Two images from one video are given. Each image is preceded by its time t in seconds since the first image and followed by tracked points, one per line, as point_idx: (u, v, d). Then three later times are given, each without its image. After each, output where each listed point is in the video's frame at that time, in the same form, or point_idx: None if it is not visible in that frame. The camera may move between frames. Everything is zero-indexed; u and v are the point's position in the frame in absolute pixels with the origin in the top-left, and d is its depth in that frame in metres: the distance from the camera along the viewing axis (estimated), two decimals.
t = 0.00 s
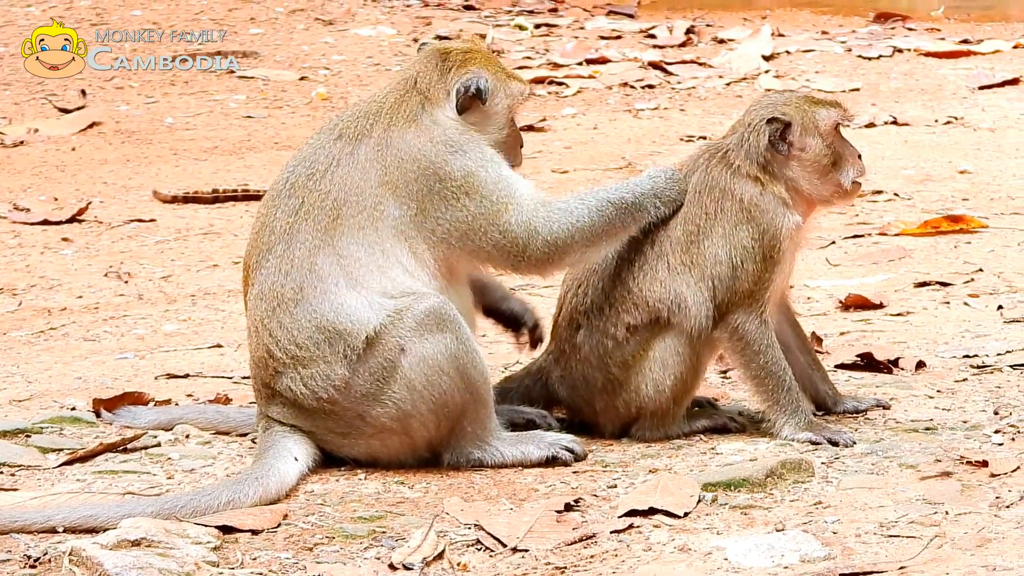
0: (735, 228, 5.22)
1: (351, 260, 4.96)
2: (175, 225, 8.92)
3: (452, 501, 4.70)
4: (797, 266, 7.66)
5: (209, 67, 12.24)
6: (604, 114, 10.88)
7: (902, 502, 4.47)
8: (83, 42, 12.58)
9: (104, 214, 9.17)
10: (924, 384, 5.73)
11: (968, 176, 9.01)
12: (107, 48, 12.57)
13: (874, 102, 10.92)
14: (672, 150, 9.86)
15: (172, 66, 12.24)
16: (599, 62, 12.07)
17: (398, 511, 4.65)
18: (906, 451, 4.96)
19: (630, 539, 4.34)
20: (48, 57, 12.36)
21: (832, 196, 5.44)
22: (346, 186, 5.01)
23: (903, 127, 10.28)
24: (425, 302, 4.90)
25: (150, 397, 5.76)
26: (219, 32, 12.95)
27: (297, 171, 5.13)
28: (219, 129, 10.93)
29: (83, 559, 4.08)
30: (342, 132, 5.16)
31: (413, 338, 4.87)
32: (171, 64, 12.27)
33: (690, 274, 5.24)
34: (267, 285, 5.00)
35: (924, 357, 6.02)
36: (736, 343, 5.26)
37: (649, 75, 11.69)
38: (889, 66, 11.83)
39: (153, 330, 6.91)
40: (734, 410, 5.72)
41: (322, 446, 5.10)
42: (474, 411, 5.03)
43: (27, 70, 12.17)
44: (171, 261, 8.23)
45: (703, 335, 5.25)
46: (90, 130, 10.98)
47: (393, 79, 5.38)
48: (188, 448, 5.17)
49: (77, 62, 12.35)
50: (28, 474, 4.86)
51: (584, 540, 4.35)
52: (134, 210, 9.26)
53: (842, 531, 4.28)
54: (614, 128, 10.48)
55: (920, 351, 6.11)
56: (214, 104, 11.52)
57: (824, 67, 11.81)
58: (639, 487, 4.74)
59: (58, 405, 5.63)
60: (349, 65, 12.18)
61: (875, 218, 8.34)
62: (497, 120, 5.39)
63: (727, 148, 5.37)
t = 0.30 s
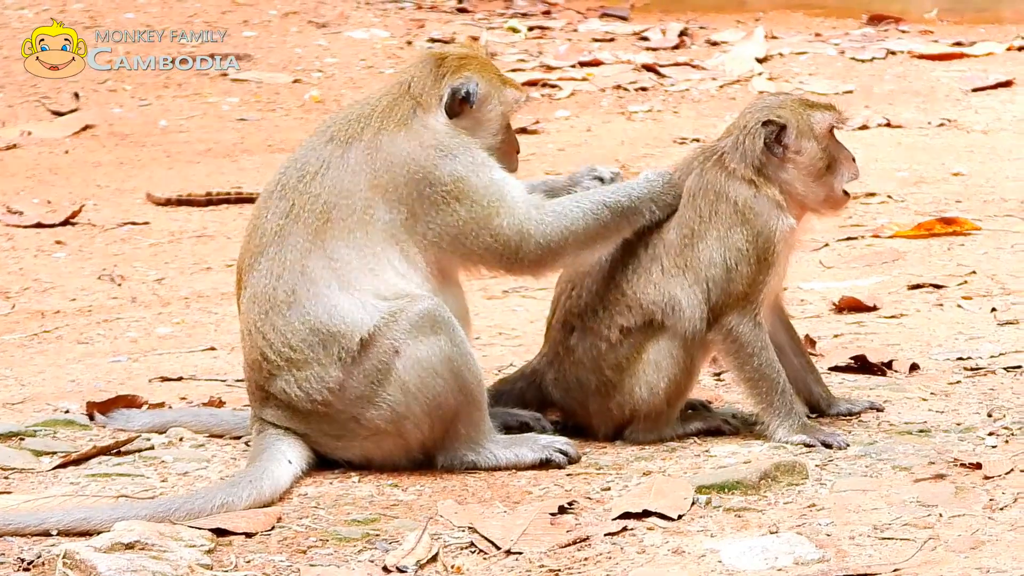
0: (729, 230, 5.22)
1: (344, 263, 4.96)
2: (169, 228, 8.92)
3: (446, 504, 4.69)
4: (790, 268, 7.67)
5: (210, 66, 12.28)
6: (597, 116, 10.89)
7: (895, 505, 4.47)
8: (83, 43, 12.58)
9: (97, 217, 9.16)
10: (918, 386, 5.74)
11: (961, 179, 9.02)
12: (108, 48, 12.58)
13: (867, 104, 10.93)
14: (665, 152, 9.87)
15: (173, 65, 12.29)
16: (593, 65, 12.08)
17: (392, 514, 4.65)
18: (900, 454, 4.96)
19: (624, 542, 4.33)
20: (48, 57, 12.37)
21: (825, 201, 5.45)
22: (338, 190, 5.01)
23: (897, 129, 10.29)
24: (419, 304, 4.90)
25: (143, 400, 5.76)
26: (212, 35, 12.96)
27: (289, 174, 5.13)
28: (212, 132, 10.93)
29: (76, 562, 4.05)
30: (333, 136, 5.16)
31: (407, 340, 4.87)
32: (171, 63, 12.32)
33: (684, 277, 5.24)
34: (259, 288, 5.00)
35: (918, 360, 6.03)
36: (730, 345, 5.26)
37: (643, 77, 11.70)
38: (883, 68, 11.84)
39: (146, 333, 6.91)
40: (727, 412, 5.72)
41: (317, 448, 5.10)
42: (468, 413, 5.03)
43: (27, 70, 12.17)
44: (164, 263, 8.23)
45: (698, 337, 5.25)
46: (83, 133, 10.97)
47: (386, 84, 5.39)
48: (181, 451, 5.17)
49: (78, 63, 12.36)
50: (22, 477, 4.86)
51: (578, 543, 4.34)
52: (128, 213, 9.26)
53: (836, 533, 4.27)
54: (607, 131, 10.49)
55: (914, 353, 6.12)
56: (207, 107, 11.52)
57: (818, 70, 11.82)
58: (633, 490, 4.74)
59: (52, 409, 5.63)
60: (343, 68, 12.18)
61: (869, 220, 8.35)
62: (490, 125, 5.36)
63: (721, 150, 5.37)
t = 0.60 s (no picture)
0: (724, 235, 5.23)
1: (338, 269, 4.96)
2: (164, 232, 8.92)
3: (441, 508, 4.69)
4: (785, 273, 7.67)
5: (210, 67, 12.37)
6: (592, 121, 10.90)
7: (890, 509, 4.47)
8: (83, 43, 12.58)
9: (92, 221, 9.16)
10: (913, 391, 5.74)
11: (957, 183, 9.02)
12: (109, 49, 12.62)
13: (862, 108, 10.95)
14: (660, 157, 9.88)
15: (173, 65, 12.38)
16: (588, 69, 12.10)
17: (387, 518, 4.64)
18: (895, 458, 4.96)
19: (619, 546, 4.33)
20: (48, 57, 12.37)
21: (819, 206, 5.46)
22: (332, 194, 5.01)
23: (892, 134, 10.30)
24: (414, 309, 4.91)
25: (138, 404, 5.77)
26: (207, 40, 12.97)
27: (284, 178, 5.13)
28: (207, 136, 10.93)
29: (71, 567, 4.06)
30: (328, 141, 5.16)
31: (402, 345, 4.87)
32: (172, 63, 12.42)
33: (679, 281, 5.25)
34: (254, 293, 5.01)
35: (913, 364, 6.04)
36: (725, 350, 5.27)
37: (637, 81, 11.71)
38: (878, 72, 11.85)
39: (141, 338, 6.91)
40: (722, 417, 5.73)
41: (311, 452, 5.10)
42: (463, 418, 5.03)
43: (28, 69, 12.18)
44: (159, 267, 8.23)
45: (692, 342, 5.25)
46: (78, 137, 10.97)
47: (383, 88, 5.38)
48: (176, 455, 5.18)
49: (77, 63, 12.38)
50: (17, 481, 4.86)
51: (573, 547, 4.34)
52: (123, 217, 9.26)
53: (831, 538, 4.26)
54: (602, 135, 10.50)
55: (908, 357, 6.13)
56: (202, 111, 11.52)
57: (813, 74, 11.84)
58: (628, 494, 4.73)
59: (47, 413, 5.64)
60: (338, 72, 12.19)
61: (863, 224, 8.36)
62: (485, 133, 5.36)
63: (717, 155, 5.38)
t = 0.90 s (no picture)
0: (720, 239, 5.23)
1: (331, 274, 4.96)
2: (159, 237, 8.92)
3: (437, 513, 4.68)
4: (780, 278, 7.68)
5: (210, 67, 12.53)
6: (587, 125, 10.90)
7: (886, 513, 4.46)
8: (83, 43, 12.78)
9: (87, 226, 9.16)
10: (908, 395, 5.75)
11: (952, 188, 9.03)
12: (107, 48, 12.78)
13: (857, 113, 10.96)
14: (655, 161, 9.89)
15: (173, 65, 12.49)
16: (583, 73, 12.12)
17: (382, 523, 4.63)
18: (890, 463, 4.96)
19: (614, 551, 4.32)
20: (48, 57, 12.53)
21: (818, 208, 5.48)
22: (325, 200, 5.02)
23: (887, 138, 10.31)
24: (409, 312, 4.91)
25: (134, 409, 5.77)
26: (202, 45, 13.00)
27: (277, 183, 5.14)
28: (202, 141, 10.94)
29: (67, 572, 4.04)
30: (321, 146, 5.17)
31: (397, 349, 4.88)
32: (172, 62, 12.54)
33: (674, 286, 5.25)
34: (247, 298, 5.01)
35: (908, 368, 6.05)
36: (720, 354, 5.27)
37: (633, 86, 11.72)
38: (873, 77, 11.86)
39: (137, 342, 6.92)
40: (718, 421, 5.73)
41: (307, 456, 5.10)
42: (458, 422, 5.04)
43: (27, 69, 12.30)
44: (154, 272, 8.24)
45: (688, 346, 5.26)
46: (74, 141, 10.97)
47: (375, 93, 5.40)
48: (171, 460, 5.18)
49: (77, 63, 12.53)
50: (12, 486, 4.86)
51: (568, 552, 4.33)
52: (118, 221, 9.26)
53: (827, 543, 4.26)
54: (598, 140, 10.51)
55: (904, 362, 6.14)
56: (198, 116, 11.52)
57: (808, 79, 11.85)
58: (623, 499, 4.73)
59: (42, 418, 5.64)
60: (333, 77, 12.20)
61: (859, 229, 8.38)
62: (478, 138, 5.33)
63: (714, 159, 5.38)
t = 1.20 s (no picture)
0: (718, 243, 5.23)
1: (322, 279, 4.96)
2: (155, 241, 8.93)
3: (432, 517, 4.67)
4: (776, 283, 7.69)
5: (210, 67, 12.62)
6: (584, 129, 10.91)
7: (881, 518, 4.46)
8: (84, 43, 13.00)
9: (83, 230, 9.16)
10: (904, 400, 5.76)
11: (947, 192, 9.04)
12: (106, 49, 12.96)
13: (853, 117, 10.97)
14: (651, 166, 9.90)
15: (173, 66, 12.59)
16: (580, 78, 12.13)
17: (378, 527, 4.62)
18: (886, 467, 4.95)
19: (609, 555, 4.32)
20: (49, 57, 12.73)
21: (821, 210, 5.56)
22: (314, 206, 5.02)
23: (882, 143, 10.32)
24: (404, 316, 4.91)
25: (129, 413, 5.78)
26: (198, 49, 13.03)
27: (267, 189, 5.14)
28: (198, 145, 10.94)
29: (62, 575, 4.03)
30: (310, 152, 5.18)
31: (392, 354, 4.88)
32: (172, 63, 12.64)
33: (669, 290, 5.25)
34: (237, 305, 5.02)
35: (904, 373, 6.06)
36: (716, 358, 5.27)
37: (629, 90, 11.74)
38: (869, 82, 11.88)
39: (133, 346, 6.92)
40: (713, 426, 5.74)
41: (301, 461, 5.10)
42: (454, 426, 5.04)
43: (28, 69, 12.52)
44: (149, 276, 8.24)
45: (682, 350, 5.27)
46: (69, 146, 10.97)
47: (368, 99, 5.40)
48: (167, 464, 5.18)
49: (77, 62, 12.69)
50: (8, 490, 4.86)
51: (564, 556, 4.33)
52: (114, 225, 9.26)
53: (822, 547, 4.26)
54: (593, 144, 10.51)
55: (899, 367, 6.15)
56: (193, 120, 11.52)
57: (804, 83, 11.87)
58: (618, 503, 4.72)
59: (38, 421, 5.64)
60: (329, 81, 12.21)
61: (854, 233, 8.39)
62: (469, 149, 5.38)
63: (722, 163, 5.40)
